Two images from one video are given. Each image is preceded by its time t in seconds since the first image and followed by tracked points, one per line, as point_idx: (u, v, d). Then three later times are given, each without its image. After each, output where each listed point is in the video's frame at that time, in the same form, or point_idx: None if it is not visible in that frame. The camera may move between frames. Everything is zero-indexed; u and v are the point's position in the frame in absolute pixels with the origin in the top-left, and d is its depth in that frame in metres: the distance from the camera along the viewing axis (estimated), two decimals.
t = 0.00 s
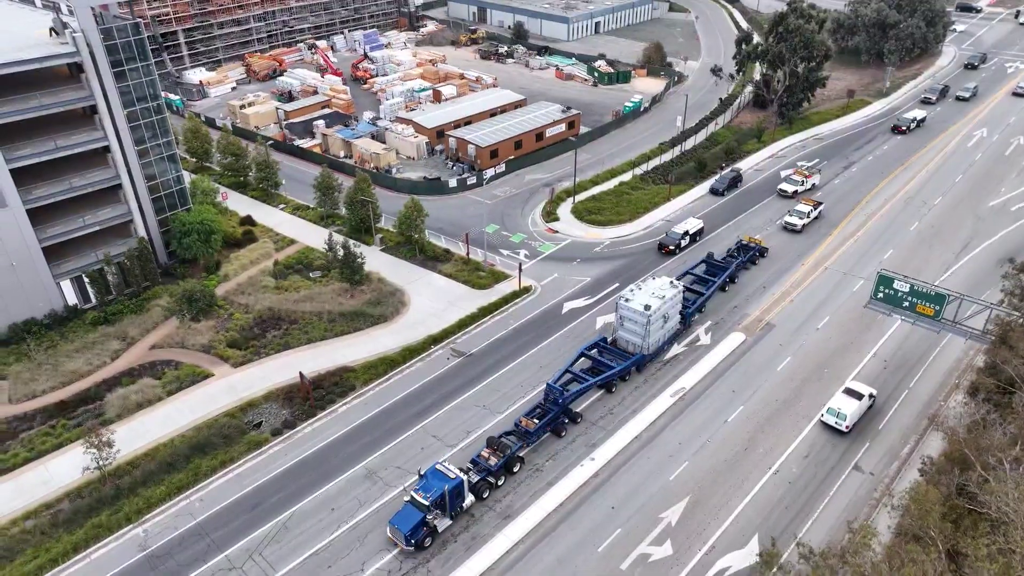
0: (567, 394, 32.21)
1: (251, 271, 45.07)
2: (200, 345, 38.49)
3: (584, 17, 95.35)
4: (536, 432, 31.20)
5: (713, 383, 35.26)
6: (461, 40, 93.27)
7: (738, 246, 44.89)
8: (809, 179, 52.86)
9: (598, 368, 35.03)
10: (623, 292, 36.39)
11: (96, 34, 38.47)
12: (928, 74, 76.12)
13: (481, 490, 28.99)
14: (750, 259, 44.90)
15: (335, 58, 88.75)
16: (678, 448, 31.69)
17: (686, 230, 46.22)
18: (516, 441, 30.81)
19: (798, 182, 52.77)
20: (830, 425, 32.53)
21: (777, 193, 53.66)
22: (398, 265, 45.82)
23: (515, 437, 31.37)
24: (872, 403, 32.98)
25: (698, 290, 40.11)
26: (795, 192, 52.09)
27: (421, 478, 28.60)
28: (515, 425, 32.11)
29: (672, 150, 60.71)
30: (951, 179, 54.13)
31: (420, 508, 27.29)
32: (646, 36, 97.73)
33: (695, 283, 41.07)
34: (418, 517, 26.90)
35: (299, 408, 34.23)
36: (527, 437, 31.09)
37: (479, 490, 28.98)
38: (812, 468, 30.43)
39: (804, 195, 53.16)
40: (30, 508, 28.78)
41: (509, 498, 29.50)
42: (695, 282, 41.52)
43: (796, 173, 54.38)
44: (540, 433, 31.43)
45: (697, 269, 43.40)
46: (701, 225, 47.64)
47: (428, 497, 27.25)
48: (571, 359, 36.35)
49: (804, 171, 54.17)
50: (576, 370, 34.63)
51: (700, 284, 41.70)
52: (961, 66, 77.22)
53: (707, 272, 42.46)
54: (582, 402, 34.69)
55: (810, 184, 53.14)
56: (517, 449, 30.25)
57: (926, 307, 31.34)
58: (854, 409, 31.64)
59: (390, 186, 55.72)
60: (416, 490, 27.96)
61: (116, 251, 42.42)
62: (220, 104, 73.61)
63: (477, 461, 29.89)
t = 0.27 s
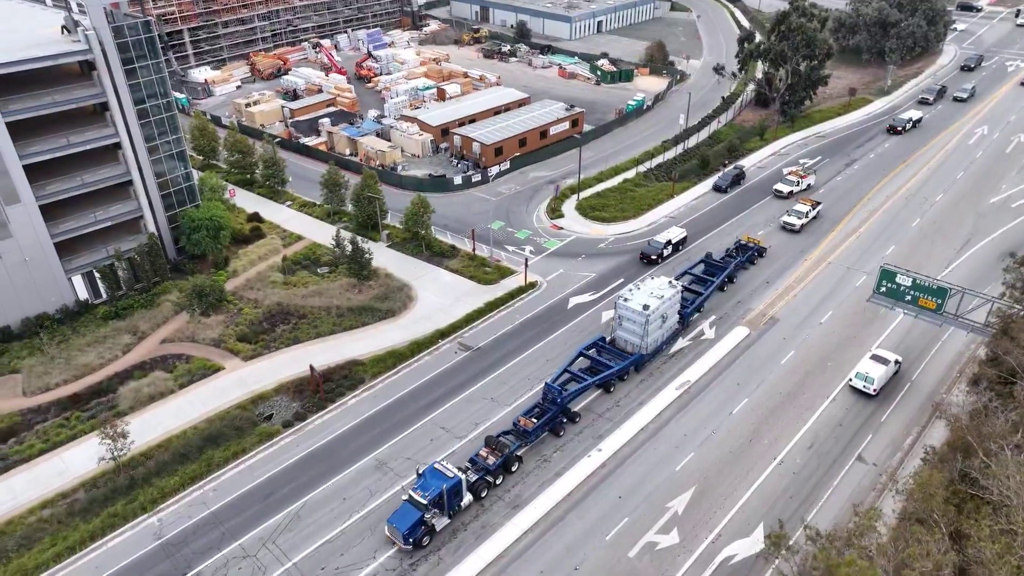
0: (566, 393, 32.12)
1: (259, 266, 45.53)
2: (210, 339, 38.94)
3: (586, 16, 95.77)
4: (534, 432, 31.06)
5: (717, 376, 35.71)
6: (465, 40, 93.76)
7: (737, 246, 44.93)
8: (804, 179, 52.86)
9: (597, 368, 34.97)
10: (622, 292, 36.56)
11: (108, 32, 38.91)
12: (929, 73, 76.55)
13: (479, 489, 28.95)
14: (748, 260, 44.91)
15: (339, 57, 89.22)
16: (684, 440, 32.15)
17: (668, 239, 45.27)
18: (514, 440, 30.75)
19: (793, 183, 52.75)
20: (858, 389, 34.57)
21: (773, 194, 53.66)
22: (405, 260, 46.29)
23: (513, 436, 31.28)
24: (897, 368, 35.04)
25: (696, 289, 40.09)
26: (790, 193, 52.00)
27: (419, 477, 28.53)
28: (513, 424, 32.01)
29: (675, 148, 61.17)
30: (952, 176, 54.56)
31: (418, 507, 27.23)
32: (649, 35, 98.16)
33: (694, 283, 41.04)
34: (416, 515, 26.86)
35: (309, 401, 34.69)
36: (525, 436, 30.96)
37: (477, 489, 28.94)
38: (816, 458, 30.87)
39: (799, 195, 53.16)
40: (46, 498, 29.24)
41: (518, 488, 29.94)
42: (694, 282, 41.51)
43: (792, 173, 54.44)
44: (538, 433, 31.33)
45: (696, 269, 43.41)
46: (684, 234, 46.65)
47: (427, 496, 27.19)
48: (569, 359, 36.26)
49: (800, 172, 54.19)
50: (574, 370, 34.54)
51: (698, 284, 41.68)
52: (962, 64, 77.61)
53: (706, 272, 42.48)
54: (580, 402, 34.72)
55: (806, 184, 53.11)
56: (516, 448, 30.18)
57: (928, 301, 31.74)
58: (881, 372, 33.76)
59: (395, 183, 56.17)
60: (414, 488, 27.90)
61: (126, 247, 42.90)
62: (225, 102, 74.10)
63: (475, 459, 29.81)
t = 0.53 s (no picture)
0: (564, 391, 32.16)
1: (267, 262, 46.02)
2: (220, 333, 39.42)
3: (588, 15, 96.25)
4: (532, 430, 31.11)
5: (721, 368, 36.23)
6: (467, 39, 94.29)
7: (735, 245, 44.97)
8: (799, 179, 53.03)
9: (595, 367, 35.03)
10: (619, 291, 36.54)
11: (119, 30, 39.38)
12: (929, 71, 77.02)
13: (476, 487, 29.05)
14: (746, 259, 44.92)
15: (342, 56, 89.72)
16: (688, 431, 32.65)
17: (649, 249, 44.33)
18: (512, 439, 30.83)
19: (788, 183, 52.85)
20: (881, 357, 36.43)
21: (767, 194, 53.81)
22: (410, 256, 46.80)
23: (510, 434, 31.36)
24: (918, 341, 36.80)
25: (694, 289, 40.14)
26: (784, 193, 52.08)
27: (417, 474, 28.68)
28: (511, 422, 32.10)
29: (677, 146, 61.66)
30: (952, 173, 55.05)
31: (416, 504, 27.44)
32: (650, 35, 98.63)
33: (692, 282, 41.06)
34: (414, 513, 27.02)
35: (318, 393, 35.18)
36: (523, 435, 31.03)
37: (474, 487, 29.06)
38: (818, 449, 31.34)
39: (793, 195, 53.31)
40: (61, 487, 29.75)
41: (525, 477, 30.43)
42: (691, 281, 41.58)
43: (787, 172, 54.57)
44: (535, 432, 31.38)
45: (694, 268, 43.48)
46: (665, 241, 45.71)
47: (424, 493, 27.34)
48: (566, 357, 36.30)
49: (794, 172, 54.36)
50: (571, 368, 34.57)
51: (696, 283, 41.73)
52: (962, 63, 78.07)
53: (704, 271, 42.53)
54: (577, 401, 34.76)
55: (801, 184, 53.23)
56: (513, 446, 30.24)
57: (928, 294, 32.17)
58: (903, 342, 35.57)
59: (400, 180, 56.68)
60: (411, 486, 28.05)
61: (136, 242, 43.39)
62: (230, 100, 74.60)
63: (473, 457, 29.89)
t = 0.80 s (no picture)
0: (561, 389, 32.44)
1: (274, 257, 46.57)
2: (229, 326, 39.97)
3: (590, 14, 96.81)
4: (529, 427, 31.43)
5: (723, 360, 36.80)
6: (470, 37, 94.88)
7: (731, 244, 45.12)
8: (792, 179, 53.30)
9: (592, 364, 35.32)
10: (617, 289, 36.75)
11: (130, 28, 39.95)
12: (928, 70, 77.57)
13: (473, 483, 29.21)
14: (743, 258, 45.10)
15: (345, 55, 90.31)
16: (691, 421, 33.20)
17: (629, 257, 43.64)
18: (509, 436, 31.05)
19: (782, 183, 53.00)
20: (900, 329, 38.37)
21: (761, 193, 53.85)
22: (416, 251, 47.35)
23: (508, 432, 31.72)
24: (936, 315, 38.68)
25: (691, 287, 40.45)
26: (778, 193, 52.22)
27: (414, 471, 28.87)
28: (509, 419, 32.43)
29: (679, 143, 62.21)
30: (952, 169, 55.59)
31: (412, 500, 27.58)
32: (651, 34, 99.21)
33: (689, 280, 41.22)
34: (411, 508, 27.17)
35: (327, 384, 35.74)
36: (520, 432, 31.36)
37: (472, 483, 29.22)
38: (819, 439, 31.87)
39: (787, 195, 53.49)
40: (76, 475, 30.30)
41: (531, 466, 30.99)
42: (688, 279, 41.85)
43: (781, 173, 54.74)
44: (532, 429, 31.62)
45: (691, 266, 43.76)
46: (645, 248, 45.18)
47: (421, 489, 27.52)
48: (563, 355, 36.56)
49: (787, 172, 54.60)
50: (569, 366, 34.86)
51: (693, 281, 41.94)
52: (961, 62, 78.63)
53: (700, 269, 42.80)
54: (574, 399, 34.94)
55: (794, 184, 53.51)
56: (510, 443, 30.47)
57: (928, 287, 32.68)
58: (922, 314, 37.42)
59: (404, 177, 57.23)
60: (409, 482, 28.23)
61: (146, 237, 43.96)
62: (235, 98, 75.19)
63: (470, 454, 30.03)
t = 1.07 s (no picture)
0: (558, 385, 32.60)
1: (281, 251, 47.18)
2: (237, 319, 40.57)
3: (591, 13, 97.37)
4: (526, 423, 31.62)
5: (724, 352, 37.40)
6: (472, 36, 95.49)
7: (728, 243, 45.23)
8: (786, 178, 53.51)
9: (589, 361, 35.55)
10: (613, 286, 37.04)
11: (140, 25, 40.54)
12: (927, 68, 78.15)
13: (470, 478, 29.48)
14: (740, 255, 45.30)
15: (349, 53, 90.93)
16: (693, 410, 33.82)
17: (608, 265, 42.95)
18: (505, 431, 31.20)
19: (776, 182, 53.23)
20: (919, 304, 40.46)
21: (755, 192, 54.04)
22: (421, 246, 47.98)
23: (504, 427, 31.73)
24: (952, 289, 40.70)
25: (688, 284, 40.73)
26: (772, 192, 52.37)
27: (411, 466, 29.10)
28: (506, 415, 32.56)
29: (680, 140, 62.78)
30: (950, 166, 56.20)
31: (410, 494, 27.78)
32: (652, 32, 99.82)
33: (686, 278, 41.40)
34: (408, 502, 27.38)
35: (335, 375, 36.35)
36: (516, 427, 31.49)
37: (468, 478, 29.44)
38: (819, 427, 32.46)
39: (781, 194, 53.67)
40: (91, 463, 30.91)
41: (536, 454, 31.58)
42: (685, 277, 42.09)
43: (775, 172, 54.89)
44: (529, 424, 31.82)
45: (687, 264, 44.01)
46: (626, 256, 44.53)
47: (418, 483, 27.73)
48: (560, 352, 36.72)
49: (781, 171, 54.73)
50: (566, 362, 35.05)
51: (690, 279, 42.17)
52: (960, 60, 79.24)
53: (697, 267, 42.98)
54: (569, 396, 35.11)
55: (787, 183, 53.62)
56: (507, 438, 30.68)
57: (926, 279, 33.24)
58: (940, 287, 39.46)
59: (408, 173, 57.82)
60: (406, 477, 28.45)
61: (155, 232, 44.56)
62: (240, 96, 75.79)
63: (467, 449, 30.25)
